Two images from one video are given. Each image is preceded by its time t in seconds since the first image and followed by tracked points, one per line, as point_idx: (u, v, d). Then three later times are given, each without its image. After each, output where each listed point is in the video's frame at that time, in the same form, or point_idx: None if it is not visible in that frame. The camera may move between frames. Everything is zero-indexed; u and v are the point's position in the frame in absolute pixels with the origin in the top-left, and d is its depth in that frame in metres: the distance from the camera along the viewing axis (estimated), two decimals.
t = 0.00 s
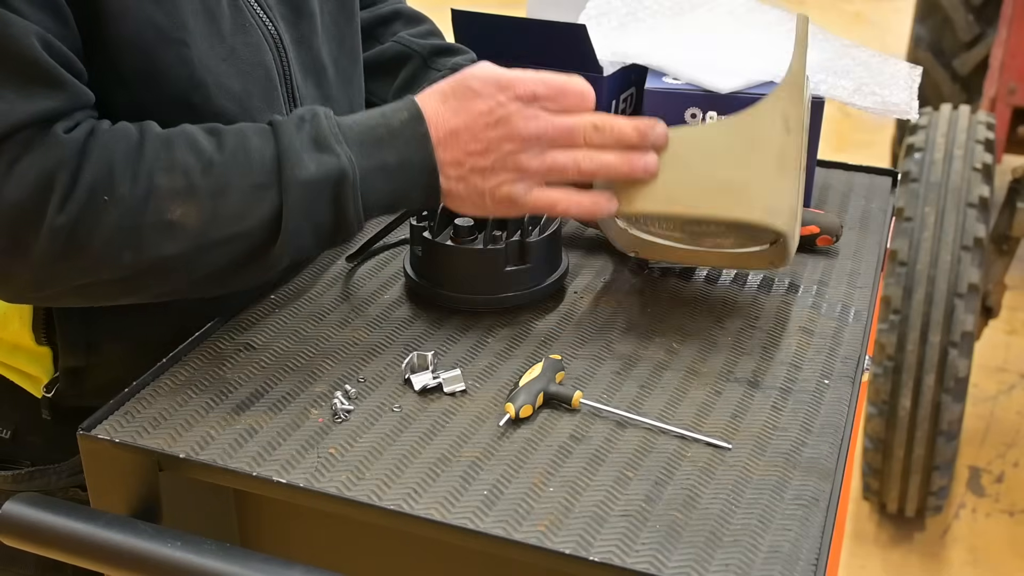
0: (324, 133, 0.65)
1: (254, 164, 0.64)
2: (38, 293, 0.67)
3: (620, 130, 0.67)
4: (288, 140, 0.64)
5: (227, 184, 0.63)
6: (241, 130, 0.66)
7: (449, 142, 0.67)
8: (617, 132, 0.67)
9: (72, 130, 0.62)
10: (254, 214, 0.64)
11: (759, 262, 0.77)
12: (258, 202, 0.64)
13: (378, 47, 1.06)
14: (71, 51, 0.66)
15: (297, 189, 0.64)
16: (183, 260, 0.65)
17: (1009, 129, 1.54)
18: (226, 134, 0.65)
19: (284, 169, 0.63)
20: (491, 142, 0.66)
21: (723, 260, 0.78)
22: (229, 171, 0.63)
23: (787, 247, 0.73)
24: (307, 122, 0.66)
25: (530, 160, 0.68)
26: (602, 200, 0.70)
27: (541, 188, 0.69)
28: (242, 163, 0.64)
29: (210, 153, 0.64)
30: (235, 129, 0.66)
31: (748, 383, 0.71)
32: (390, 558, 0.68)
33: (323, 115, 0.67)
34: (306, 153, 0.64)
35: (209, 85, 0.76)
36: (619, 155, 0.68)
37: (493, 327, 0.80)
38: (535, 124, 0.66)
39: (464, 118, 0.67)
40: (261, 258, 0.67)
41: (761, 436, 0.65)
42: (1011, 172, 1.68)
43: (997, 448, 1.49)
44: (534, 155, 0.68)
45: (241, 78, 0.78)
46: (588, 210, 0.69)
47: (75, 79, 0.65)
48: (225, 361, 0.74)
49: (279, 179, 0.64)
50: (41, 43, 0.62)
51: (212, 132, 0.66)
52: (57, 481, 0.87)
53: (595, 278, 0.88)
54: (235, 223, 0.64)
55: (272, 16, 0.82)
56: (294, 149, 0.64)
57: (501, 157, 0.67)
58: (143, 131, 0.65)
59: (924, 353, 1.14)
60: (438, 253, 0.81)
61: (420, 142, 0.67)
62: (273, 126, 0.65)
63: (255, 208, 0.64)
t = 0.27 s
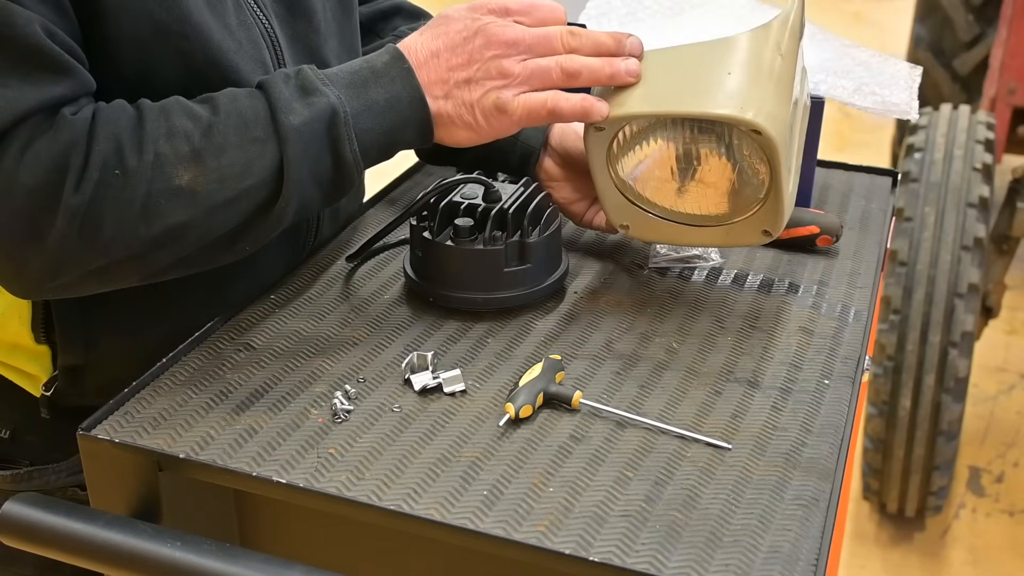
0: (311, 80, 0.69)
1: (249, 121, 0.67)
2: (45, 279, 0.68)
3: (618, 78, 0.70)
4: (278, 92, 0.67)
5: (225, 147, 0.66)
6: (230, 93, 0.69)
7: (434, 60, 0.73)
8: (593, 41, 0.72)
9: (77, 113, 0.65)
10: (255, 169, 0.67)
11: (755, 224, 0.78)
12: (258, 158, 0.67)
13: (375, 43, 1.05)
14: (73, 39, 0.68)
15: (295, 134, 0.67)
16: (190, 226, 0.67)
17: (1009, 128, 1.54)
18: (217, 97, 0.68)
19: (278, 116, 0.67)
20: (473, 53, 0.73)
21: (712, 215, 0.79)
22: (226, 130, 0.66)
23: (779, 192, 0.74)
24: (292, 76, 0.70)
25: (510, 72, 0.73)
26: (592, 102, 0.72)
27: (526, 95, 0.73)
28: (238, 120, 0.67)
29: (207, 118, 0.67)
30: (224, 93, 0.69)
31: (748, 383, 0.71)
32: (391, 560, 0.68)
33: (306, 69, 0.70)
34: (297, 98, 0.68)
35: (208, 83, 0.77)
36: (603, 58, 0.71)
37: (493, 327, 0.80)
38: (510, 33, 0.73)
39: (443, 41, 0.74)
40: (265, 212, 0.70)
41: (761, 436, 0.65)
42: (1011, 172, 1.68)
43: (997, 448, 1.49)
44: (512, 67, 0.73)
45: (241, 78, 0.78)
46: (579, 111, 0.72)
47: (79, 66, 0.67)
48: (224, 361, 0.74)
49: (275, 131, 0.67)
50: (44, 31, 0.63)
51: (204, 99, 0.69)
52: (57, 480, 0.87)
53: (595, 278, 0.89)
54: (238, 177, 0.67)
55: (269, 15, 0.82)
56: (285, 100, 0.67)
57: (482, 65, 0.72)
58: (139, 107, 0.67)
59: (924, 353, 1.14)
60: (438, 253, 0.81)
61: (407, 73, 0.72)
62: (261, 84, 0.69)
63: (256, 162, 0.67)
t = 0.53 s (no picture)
0: (303, 70, 0.69)
1: (244, 114, 0.67)
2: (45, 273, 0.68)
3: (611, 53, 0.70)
4: (272, 85, 0.68)
5: (221, 139, 0.66)
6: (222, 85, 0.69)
7: (426, 46, 0.73)
8: (585, 23, 0.72)
9: (76, 109, 0.64)
10: (253, 161, 0.67)
11: (752, 216, 0.78)
12: (256, 151, 0.67)
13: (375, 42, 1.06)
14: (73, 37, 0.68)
15: (291, 123, 0.67)
16: (189, 219, 0.67)
17: (1009, 128, 1.54)
18: (211, 91, 0.69)
19: (273, 107, 0.67)
20: (465, 37, 0.72)
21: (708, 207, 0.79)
22: (221, 122, 0.66)
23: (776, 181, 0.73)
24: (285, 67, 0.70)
25: (502, 55, 0.72)
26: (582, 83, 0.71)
27: (518, 76, 0.73)
28: (234, 112, 0.67)
29: (203, 111, 0.67)
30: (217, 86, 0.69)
31: (748, 383, 0.71)
32: (391, 559, 0.68)
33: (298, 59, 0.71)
34: (291, 89, 0.68)
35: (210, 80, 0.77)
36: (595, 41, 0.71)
37: (494, 327, 0.80)
38: (501, 16, 0.72)
39: (435, 27, 0.73)
40: (264, 204, 0.70)
41: (761, 436, 0.65)
42: (1011, 172, 1.68)
43: (997, 448, 1.49)
44: (504, 49, 0.72)
45: (239, 78, 0.78)
46: (572, 90, 0.71)
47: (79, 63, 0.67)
48: (224, 361, 0.74)
49: (272, 121, 0.67)
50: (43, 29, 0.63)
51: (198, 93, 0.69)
52: (56, 480, 0.87)
53: (594, 278, 0.89)
54: (236, 170, 0.67)
55: (267, 14, 0.83)
56: (279, 92, 0.67)
57: (475, 48, 0.72)
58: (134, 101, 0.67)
59: (924, 353, 1.14)
60: (437, 253, 0.81)
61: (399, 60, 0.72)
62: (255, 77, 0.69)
63: (253, 155, 0.67)
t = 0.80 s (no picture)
0: (302, 72, 0.69)
1: (244, 115, 0.67)
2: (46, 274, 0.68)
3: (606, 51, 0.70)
4: (271, 86, 0.68)
5: (222, 139, 0.66)
6: (220, 87, 0.69)
7: (422, 47, 0.73)
8: (580, 21, 0.71)
9: (78, 111, 0.64)
10: (253, 162, 0.67)
11: (751, 215, 0.77)
12: (256, 152, 0.67)
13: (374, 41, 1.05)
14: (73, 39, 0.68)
15: (291, 124, 0.67)
16: (190, 220, 0.67)
17: (1009, 128, 1.54)
18: (209, 93, 0.69)
19: (274, 109, 0.67)
20: (461, 37, 0.72)
21: (707, 207, 0.79)
22: (222, 124, 0.67)
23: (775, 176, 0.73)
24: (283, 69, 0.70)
25: (498, 52, 0.72)
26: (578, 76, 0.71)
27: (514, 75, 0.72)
28: (235, 115, 0.67)
29: (203, 112, 0.67)
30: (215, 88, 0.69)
31: (749, 383, 0.71)
32: (390, 560, 0.68)
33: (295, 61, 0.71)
34: (291, 91, 0.68)
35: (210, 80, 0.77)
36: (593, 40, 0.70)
37: (493, 327, 0.80)
38: (496, 15, 0.72)
39: (431, 28, 0.73)
40: (263, 205, 0.71)
41: (761, 436, 0.65)
42: (1011, 172, 1.68)
43: (997, 448, 1.49)
44: (500, 48, 0.72)
45: (239, 79, 0.78)
46: (566, 86, 0.71)
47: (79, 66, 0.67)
48: (224, 361, 0.74)
49: (271, 122, 0.68)
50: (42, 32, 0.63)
51: (195, 95, 0.69)
52: (56, 480, 0.87)
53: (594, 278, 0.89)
54: (236, 171, 0.67)
55: (266, 14, 0.83)
56: (279, 93, 0.68)
57: (471, 48, 0.72)
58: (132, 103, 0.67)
59: (924, 353, 1.14)
60: (437, 253, 0.81)
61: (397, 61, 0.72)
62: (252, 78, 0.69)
63: (253, 155, 0.67)
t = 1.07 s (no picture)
0: (304, 124, 0.68)
1: (238, 158, 0.66)
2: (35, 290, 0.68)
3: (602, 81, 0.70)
4: (270, 133, 0.67)
5: (214, 179, 0.66)
6: (221, 125, 0.68)
7: (426, 117, 0.71)
8: (588, 85, 0.70)
9: (58, 134, 0.64)
10: (243, 206, 0.67)
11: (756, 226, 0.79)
12: (246, 195, 0.67)
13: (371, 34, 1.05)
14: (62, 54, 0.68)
15: (282, 177, 0.66)
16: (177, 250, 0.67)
17: (1009, 128, 1.54)
18: (208, 128, 0.68)
19: (268, 162, 0.66)
20: (467, 108, 0.70)
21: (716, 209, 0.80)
22: (215, 166, 0.66)
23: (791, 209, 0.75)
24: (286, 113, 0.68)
25: (508, 126, 0.70)
26: (591, 150, 0.72)
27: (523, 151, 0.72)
28: (227, 158, 0.66)
29: (195, 151, 0.66)
30: (215, 123, 0.68)
31: (749, 383, 0.71)
32: (390, 560, 0.68)
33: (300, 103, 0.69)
34: (289, 145, 0.67)
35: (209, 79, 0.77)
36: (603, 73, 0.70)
37: (493, 327, 0.80)
38: (503, 88, 0.69)
39: (434, 93, 0.71)
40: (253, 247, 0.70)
41: (761, 436, 0.65)
42: (1011, 172, 1.68)
43: (997, 448, 1.49)
44: (510, 120, 0.70)
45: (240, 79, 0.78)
46: (576, 163, 0.72)
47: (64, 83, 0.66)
48: (224, 361, 0.74)
49: (262, 172, 0.67)
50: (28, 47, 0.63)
51: (194, 127, 0.68)
52: (56, 480, 0.87)
53: (594, 278, 0.89)
54: (225, 214, 0.66)
55: (266, 13, 0.83)
56: (276, 143, 0.66)
57: (479, 122, 0.70)
58: (129, 128, 0.67)
59: (924, 353, 1.14)
60: (437, 254, 0.81)
61: (400, 127, 0.70)
62: (254, 118, 0.68)
63: (244, 200, 0.67)
